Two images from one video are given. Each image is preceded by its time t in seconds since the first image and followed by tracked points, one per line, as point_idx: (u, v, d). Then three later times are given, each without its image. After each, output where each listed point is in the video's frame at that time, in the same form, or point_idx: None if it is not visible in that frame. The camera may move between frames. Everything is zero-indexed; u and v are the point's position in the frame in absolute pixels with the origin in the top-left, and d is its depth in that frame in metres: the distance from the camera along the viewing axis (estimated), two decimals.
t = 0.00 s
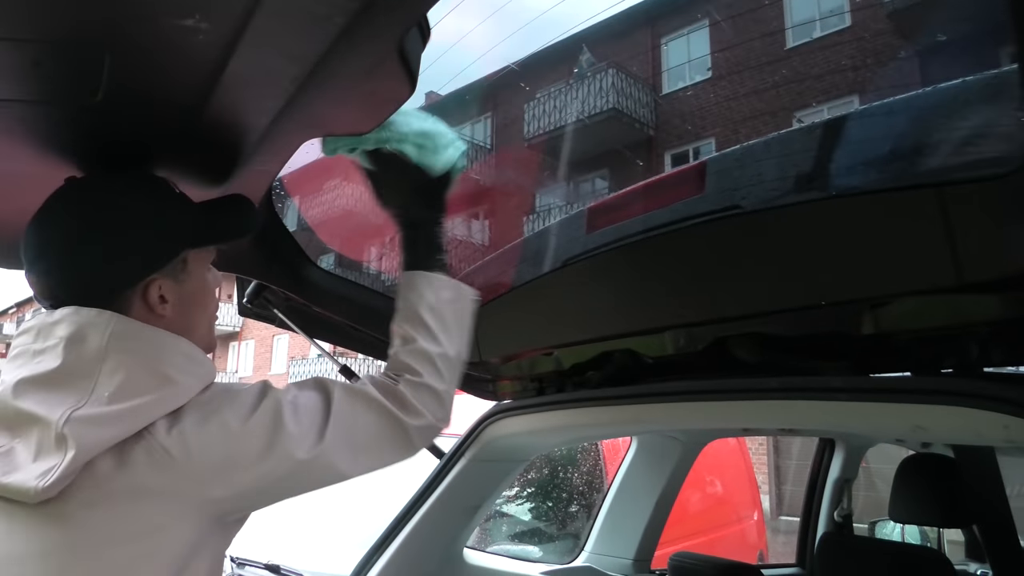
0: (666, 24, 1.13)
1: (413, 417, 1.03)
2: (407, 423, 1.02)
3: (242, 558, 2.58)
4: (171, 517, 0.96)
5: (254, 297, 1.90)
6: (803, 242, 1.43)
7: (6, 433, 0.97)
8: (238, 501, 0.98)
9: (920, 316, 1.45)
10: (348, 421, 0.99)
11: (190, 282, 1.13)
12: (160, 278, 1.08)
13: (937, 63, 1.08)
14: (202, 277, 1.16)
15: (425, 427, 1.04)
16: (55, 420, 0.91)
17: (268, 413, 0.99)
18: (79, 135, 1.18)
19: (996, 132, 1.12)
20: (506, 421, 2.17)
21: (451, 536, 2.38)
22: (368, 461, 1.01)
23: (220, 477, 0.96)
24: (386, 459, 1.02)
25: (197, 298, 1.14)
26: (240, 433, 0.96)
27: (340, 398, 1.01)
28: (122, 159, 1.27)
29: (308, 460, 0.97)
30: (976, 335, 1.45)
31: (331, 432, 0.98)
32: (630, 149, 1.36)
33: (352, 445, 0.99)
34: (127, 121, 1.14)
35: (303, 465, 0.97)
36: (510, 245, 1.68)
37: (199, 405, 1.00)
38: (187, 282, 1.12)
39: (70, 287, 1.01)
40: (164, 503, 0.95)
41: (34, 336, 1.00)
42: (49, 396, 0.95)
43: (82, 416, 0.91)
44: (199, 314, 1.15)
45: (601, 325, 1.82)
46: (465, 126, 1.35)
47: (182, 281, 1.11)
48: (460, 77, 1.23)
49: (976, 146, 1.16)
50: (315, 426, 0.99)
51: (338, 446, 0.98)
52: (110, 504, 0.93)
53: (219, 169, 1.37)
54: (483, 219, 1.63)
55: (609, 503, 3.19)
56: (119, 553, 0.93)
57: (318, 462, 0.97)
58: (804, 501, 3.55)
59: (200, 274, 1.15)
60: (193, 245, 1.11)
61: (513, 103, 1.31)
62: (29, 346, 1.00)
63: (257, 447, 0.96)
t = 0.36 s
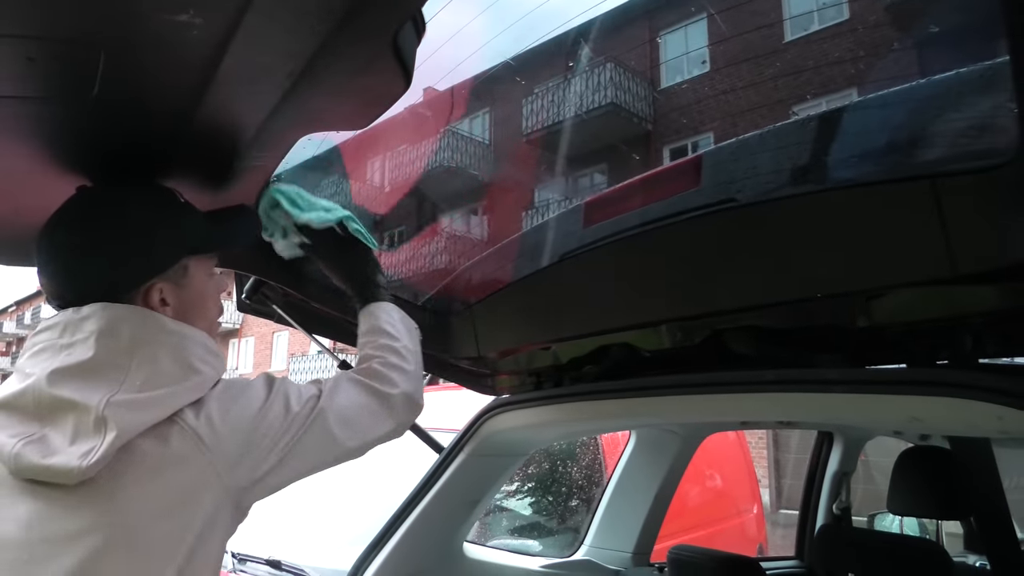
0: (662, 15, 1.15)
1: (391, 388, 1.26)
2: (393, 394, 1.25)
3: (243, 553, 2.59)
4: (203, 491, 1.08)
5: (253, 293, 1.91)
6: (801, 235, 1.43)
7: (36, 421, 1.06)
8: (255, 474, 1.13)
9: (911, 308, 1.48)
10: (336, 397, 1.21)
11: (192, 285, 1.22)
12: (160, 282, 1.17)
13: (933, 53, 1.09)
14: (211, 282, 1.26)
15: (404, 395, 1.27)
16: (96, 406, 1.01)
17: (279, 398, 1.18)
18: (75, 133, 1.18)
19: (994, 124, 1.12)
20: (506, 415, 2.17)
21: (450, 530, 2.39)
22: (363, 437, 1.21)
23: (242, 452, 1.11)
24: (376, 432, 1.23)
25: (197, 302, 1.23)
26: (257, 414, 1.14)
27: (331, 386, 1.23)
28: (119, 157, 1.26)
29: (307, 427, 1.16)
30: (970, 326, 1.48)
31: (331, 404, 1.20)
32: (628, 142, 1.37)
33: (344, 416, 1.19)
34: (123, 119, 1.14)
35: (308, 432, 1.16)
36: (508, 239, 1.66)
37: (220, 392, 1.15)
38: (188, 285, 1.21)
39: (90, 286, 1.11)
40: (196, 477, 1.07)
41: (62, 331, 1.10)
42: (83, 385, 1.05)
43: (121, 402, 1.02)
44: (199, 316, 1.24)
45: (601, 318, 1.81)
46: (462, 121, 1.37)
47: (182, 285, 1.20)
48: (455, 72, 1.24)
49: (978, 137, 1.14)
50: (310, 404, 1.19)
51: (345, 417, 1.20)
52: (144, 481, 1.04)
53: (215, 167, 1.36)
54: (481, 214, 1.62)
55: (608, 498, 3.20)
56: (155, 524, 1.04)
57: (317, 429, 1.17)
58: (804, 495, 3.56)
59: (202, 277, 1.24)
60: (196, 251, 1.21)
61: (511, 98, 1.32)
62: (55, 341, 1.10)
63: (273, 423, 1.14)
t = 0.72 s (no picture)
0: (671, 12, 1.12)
1: (424, 426, 1.01)
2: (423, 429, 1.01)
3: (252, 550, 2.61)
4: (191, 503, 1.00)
5: (260, 290, 1.89)
6: (809, 231, 1.42)
7: (35, 423, 1.06)
8: (252, 490, 1.02)
9: (918, 304, 1.48)
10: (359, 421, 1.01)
11: (197, 286, 1.20)
12: (164, 283, 1.15)
13: (940, 43, 1.07)
14: (215, 281, 1.23)
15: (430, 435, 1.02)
16: (81, 410, 0.98)
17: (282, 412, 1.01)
18: (80, 131, 1.18)
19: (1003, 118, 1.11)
20: (512, 413, 2.17)
21: (457, 528, 2.39)
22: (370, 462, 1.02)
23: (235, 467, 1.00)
24: (387, 466, 1.03)
25: (203, 302, 1.21)
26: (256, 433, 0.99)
27: (350, 399, 1.03)
28: (124, 156, 1.26)
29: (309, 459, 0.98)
30: (983, 323, 1.46)
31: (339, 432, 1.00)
32: (634, 139, 1.35)
33: (357, 444, 1.00)
34: (130, 118, 1.14)
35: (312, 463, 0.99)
36: (515, 236, 1.67)
37: (213, 398, 1.04)
38: (193, 286, 1.19)
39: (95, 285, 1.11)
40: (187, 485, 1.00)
41: (59, 334, 1.08)
42: (76, 388, 1.02)
43: (106, 406, 0.97)
44: (206, 317, 1.21)
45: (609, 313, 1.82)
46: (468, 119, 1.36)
47: (188, 285, 1.18)
48: (461, 69, 1.24)
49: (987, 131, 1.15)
50: (323, 424, 1.00)
51: (367, 445, 1.01)
52: (130, 491, 0.99)
53: (221, 164, 1.36)
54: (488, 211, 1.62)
55: (615, 494, 3.19)
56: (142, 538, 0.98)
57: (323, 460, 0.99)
58: (812, 489, 3.61)
59: (207, 277, 1.21)
60: (202, 250, 1.20)
61: (517, 96, 1.31)
62: (55, 343, 1.09)
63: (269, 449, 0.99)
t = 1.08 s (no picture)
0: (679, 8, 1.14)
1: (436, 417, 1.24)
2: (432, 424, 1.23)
3: (261, 549, 2.62)
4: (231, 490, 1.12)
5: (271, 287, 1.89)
6: (820, 229, 1.40)
7: (94, 409, 1.13)
8: (289, 482, 1.16)
9: (931, 303, 1.47)
10: (369, 422, 1.21)
11: (226, 295, 1.25)
12: (190, 290, 1.22)
13: (956, 42, 1.08)
14: (248, 291, 1.29)
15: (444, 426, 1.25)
16: (145, 400, 1.06)
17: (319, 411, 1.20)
18: (90, 134, 1.18)
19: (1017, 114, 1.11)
20: (521, 411, 2.17)
21: (466, 525, 2.39)
22: (395, 463, 1.20)
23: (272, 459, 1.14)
24: (409, 461, 1.21)
25: (232, 309, 1.26)
26: (291, 428, 1.16)
27: (375, 406, 1.24)
28: (135, 157, 1.27)
29: (340, 447, 1.18)
30: (993, 320, 1.46)
31: (366, 427, 1.21)
32: (643, 137, 1.34)
33: (378, 440, 1.20)
34: (140, 119, 1.14)
35: (333, 453, 1.18)
36: (524, 235, 1.66)
37: (261, 401, 1.19)
38: (220, 294, 1.25)
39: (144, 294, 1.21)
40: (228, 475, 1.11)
41: (124, 331, 1.16)
42: (135, 379, 1.10)
43: (168, 399, 1.07)
44: (235, 323, 1.27)
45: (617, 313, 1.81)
46: (479, 116, 1.37)
47: (214, 294, 1.24)
48: (470, 67, 1.24)
49: (999, 128, 1.14)
50: (352, 420, 1.21)
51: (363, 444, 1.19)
52: (175, 478, 1.08)
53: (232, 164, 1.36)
54: (499, 210, 1.61)
55: (624, 492, 3.19)
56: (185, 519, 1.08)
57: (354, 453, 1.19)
58: (822, 489, 3.55)
59: (238, 286, 1.27)
60: (227, 261, 1.24)
61: (526, 94, 1.31)
62: (117, 338, 1.16)
63: (308, 441, 1.16)
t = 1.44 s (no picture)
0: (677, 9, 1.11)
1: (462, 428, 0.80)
2: (450, 432, 0.80)
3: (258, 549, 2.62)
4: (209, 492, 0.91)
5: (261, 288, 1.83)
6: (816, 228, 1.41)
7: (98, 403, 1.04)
8: (271, 501, 0.87)
9: (927, 303, 1.47)
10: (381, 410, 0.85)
11: (254, 284, 1.05)
12: (214, 277, 1.04)
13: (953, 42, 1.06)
14: (278, 279, 1.06)
15: (474, 437, 0.80)
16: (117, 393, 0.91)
17: (306, 408, 0.84)
18: (84, 133, 1.17)
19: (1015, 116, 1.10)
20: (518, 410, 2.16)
21: (463, 524, 2.40)
22: (402, 481, 0.82)
23: (248, 471, 0.85)
24: (438, 483, 0.82)
25: (263, 302, 1.05)
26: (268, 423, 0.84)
27: (392, 401, 0.84)
28: (129, 156, 1.26)
29: (315, 453, 0.81)
30: (990, 321, 1.45)
31: (363, 434, 0.81)
32: (640, 138, 1.34)
33: (382, 449, 0.81)
34: (135, 117, 1.14)
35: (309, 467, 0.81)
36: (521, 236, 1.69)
37: (247, 396, 0.90)
38: (247, 283, 1.04)
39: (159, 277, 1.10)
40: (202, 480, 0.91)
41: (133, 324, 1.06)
42: (121, 370, 0.97)
43: (138, 392, 0.89)
44: (268, 318, 1.06)
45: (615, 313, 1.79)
46: (476, 117, 1.38)
47: (241, 282, 1.04)
48: (467, 65, 1.24)
49: (994, 128, 1.15)
50: (352, 417, 0.83)
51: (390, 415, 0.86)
52: (148, 476, 0.92)
53: (226, 164, 1.35)
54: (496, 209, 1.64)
55: (621, 491, 3.19)
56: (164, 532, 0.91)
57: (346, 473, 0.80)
58: (818, 489, 3.60)
59: (266, 274, 1.05)
60: (251, 245, 1.03)
61: (525, 95, 1.31)
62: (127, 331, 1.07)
63: (279, 445, 0.82)
